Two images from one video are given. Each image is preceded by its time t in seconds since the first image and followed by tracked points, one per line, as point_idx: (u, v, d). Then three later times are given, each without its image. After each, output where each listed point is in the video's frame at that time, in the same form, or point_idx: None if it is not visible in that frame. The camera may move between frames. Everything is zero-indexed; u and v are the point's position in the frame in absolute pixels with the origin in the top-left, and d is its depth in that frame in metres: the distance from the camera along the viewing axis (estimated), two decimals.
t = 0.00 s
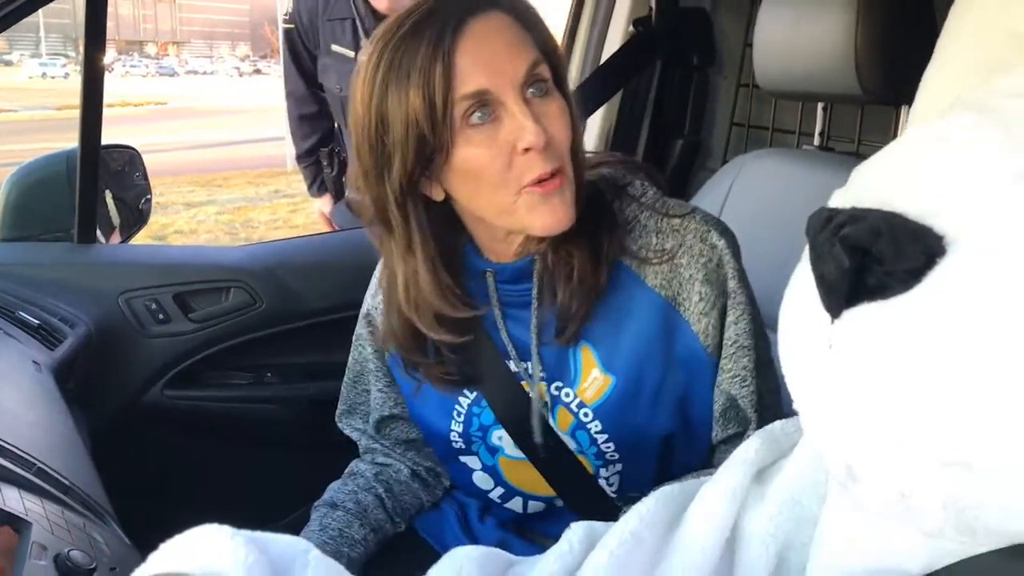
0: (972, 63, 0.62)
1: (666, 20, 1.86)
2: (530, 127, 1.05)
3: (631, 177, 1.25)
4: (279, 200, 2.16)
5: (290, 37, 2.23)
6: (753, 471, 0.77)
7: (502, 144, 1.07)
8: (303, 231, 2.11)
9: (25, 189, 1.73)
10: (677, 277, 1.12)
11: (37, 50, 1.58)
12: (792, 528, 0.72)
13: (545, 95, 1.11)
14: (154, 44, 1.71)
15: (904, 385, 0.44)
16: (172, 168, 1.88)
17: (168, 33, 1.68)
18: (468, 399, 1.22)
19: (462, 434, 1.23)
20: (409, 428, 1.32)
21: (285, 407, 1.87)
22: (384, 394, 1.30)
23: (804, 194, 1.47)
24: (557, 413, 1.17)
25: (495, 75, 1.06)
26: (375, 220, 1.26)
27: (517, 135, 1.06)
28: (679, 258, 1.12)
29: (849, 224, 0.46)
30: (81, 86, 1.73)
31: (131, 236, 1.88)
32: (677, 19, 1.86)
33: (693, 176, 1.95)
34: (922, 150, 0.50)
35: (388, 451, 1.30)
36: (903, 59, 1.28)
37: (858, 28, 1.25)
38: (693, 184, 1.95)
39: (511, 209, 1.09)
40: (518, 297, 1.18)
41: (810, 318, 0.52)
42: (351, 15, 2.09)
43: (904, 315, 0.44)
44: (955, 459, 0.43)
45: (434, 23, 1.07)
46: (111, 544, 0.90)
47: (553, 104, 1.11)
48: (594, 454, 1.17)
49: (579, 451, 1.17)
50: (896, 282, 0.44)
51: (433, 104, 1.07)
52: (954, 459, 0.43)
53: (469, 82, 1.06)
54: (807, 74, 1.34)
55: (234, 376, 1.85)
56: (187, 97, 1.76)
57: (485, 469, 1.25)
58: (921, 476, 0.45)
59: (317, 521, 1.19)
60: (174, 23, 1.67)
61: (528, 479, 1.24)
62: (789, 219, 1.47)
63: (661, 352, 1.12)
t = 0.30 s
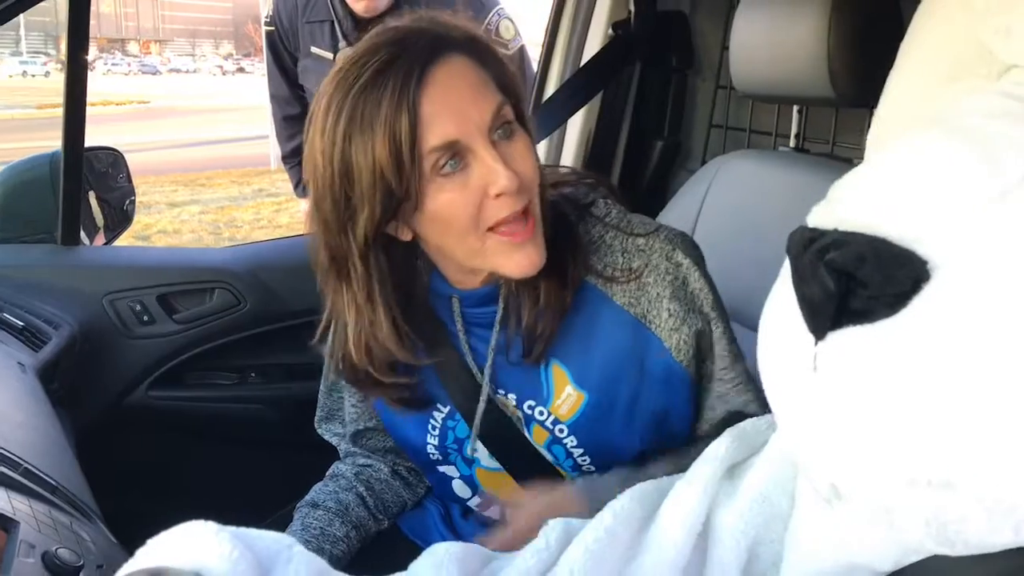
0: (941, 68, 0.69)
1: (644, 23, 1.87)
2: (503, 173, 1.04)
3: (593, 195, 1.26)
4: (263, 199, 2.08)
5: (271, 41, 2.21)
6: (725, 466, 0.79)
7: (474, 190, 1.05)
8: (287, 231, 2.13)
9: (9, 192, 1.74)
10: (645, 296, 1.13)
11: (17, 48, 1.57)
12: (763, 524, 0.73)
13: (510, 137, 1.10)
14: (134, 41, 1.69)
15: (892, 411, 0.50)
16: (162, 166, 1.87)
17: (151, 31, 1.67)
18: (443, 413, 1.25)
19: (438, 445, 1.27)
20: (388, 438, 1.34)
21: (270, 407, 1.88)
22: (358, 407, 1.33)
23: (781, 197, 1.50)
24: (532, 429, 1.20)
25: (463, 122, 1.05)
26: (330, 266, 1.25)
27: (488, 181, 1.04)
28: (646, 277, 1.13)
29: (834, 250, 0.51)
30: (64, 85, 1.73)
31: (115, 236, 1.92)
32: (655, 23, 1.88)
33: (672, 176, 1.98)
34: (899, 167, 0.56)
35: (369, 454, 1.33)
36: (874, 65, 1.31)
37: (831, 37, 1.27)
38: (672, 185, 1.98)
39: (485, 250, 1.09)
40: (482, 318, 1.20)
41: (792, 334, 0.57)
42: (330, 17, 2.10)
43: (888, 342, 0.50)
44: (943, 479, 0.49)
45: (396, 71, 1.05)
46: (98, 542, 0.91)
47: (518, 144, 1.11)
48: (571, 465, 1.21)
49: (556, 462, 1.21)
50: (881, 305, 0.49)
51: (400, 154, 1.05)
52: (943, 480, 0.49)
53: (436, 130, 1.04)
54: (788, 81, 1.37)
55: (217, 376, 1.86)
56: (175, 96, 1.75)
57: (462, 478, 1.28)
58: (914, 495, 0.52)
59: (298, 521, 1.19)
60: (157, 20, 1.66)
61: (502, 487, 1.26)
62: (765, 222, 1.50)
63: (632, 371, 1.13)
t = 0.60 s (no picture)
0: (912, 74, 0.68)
1: (625, 27, 1.92)
2: (479, 191, 1.07)
3: (562, 204, 1.29)
4: (249, 199, 1.98)
5: (258, 43, 2.21)
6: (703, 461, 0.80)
7: (450, 209, 1.08)
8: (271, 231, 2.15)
9: None
10: (618, 299, 1.17)
11: None
12: (736, 513, 0.75)
13: (484, 154, 1.13)
14: (119, 41, 1.73)
15: (856, 404, 0.52)
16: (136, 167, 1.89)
17: (134, 30, 1.72)
18: (422, 423, 1.27)
19: (418, 453, 1.30)
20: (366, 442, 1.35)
21: (256, 406, 1.90)
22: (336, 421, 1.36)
23: (756, 199, 1.53)
24: (511, 435, 1.22)
25: (438, 142, 1.08)
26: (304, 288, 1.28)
27: (465, 199, 1.07)
28: (618, 280, 1.17)
29: (805, 246, 0.53)
30: (49, 84, 1.73)
31: (100, 237, 1.94)
32: (635, 26, 1.91)
33: (653, 177, 2.02)
34: (867, 174, 0.58)
35: (353, 454, 1.35)
36: (848, 66, 1.34)
37: (806, 37, 1.30)
38: (653, 185, 2.02)
39: (460, 267, 1.12)
40: (459, 329, 1.22)
41: (763, 333, 0.60)
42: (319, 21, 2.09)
43: (861, 331, 0.52)
44: (905, 467, 0.51)
45: (369, 94, 1.08)
46: (88, 538, 0.93)
47: (493, 160, 1.13)
48: (549, 469, 1.24)
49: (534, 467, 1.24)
50: (850, 299, 0.52)
51: (376, 176, 1.08)
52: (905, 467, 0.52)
53: (412, 151, 1.07)
54: (762, 82, 1.39)
55: (204, 375, 1.88)
56: (155, 96, 1.79)
57: (445, 481, 1.31)
58: (876, 481, 0.54)
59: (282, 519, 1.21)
60: (140, 19, 1.71)
61: (485, 492, 1.29)
62: (743, 223, 1.53)
63: (609, 371, 1.17)
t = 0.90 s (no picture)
0: (866, 91, 0.71)
1: (608, 34, 1.93)
2: (451, 182, 1.10)
3: (551, 216, 1.32)
4: (239, 200, 2.01)
5: (251, 47, 2.25)
6: (676, 460, 0.83)
7: (423, 201, 1.10)
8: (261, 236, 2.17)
9: None
10: (599, 313, 1.18)
11: None
12: (706, 507, 0.79)
13: (459, 150, 1.16)
14: (106, 41, 1.75)
15: (804, 402, 0.55)
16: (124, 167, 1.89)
17: (123, 30, 1.74)
18: (409, 427, 1.30)
19: (405, 455, 1.32)
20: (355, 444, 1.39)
21: (247, 408, 1.92)
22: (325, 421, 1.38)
23: (735, 203, 1.57)
24: (496, 442, 1.24)
25: (410, 135, 1.11)
26: (293, 279, 1.31)
27: (438, 190, 1.10)
28: (601, 295, 1.18)
29: (762, 255, 0.57)
30: (42, 81, 1.77)
31: (91, 242, 1.95)
32: (618, 33, 1.93)
33: (638, 179, 2.07)
34: (831, 193, 0.60)
35: (343, 454, 1.38)
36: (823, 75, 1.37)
37: (779, 50, 1.34)
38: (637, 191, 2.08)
39: (434, 262, 1.14)
40: (445, 336, 1.24)
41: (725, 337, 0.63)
42: (313, 27, 2.15)
43: (812, 332, 0.54)
44: (850, 463, 0.54)
45: (346, 88, 1.12)
46: (83, 536, 0.96)
47: (468, 157, 1.16)
48: (534, 476, 1.26)
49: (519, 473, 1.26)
50: (802, 305, 0.55)
51: (350, 165, 1.11)
52: (848, 463, 0.54)
53: (385, 143, 1.10)
54: (741, 89, 1.44)
55: (195, 379, 1.90)
56: (138, 96, 1.78)
57: (430, 484, 1.32)
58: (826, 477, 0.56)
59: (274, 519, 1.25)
60: (128, 19, 1.73)
61: (468, 493, 1.31)
62: (722, 227, 1.57)
63: (591, 384, 1.18)
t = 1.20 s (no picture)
0: (835, 110, 0.74)
1: (595, 44, 1.99)
2: (439, 195, 1.12)
3: (537, 226, 1.34)
4: (230, 200, 2.16)
5: (244, 55, 2.30)
6: (655, 463, 0.86)
7: (412, 214, 1.13)
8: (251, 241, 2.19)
9: None
10: (583, 322, 1.21)
11: None
12: (683, 512, 0.82)
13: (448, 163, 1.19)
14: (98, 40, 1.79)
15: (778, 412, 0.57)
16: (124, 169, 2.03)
17: (113, 28, 1.80)
18: (397, 433, 1.32)
19: (394, 460, 1.34)
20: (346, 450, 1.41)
21: (239, 412, 1.94)
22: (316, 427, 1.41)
23: (718, 210, 1.60)
24: (481, 448, 1.27)
25: (401, 149, 1.13)
26: (285, 287, 1.33)
27: (427, 204, 1.12)
28: (585, 304, 1.21)
29: (737, 274, 0.59)
30: (37, 83, 1.74)
31: (84, 247, 1.96)
32: (605, 43, 1.99)
33: (626, 187, 2.08)
34: (798, 209, 0.62)
35: (334, 460, 1.40)
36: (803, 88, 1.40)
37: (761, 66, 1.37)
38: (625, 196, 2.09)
39: (422, 273, 1.16)
40: (434, 344, 1.26)
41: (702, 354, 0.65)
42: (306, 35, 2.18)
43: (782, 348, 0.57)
44: (821, 473, 0.56)
45: (337, 103, 1.14)
46: (79, 541, 0.98)
47: (457, 170, 1.19)
48: (519, 480, 1.29)
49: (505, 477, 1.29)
50: (775, 323, 0.57)
51: (341, 179, 1.14)
52: (819, 474, 0.56)
53: (375, 157, 1.13)
54: (723, 102, 1.47)
55: (188, 384, 1.92)
56: (132, 95, 1.96)
57: (419, 489, 1.35)
58: (798, 488, 0.58)
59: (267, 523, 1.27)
60: (119, 18, 1.81)
61: (457, 497, 1.33)
62: (706, 234, 1.60)
63: (574, 391, 1.20)
